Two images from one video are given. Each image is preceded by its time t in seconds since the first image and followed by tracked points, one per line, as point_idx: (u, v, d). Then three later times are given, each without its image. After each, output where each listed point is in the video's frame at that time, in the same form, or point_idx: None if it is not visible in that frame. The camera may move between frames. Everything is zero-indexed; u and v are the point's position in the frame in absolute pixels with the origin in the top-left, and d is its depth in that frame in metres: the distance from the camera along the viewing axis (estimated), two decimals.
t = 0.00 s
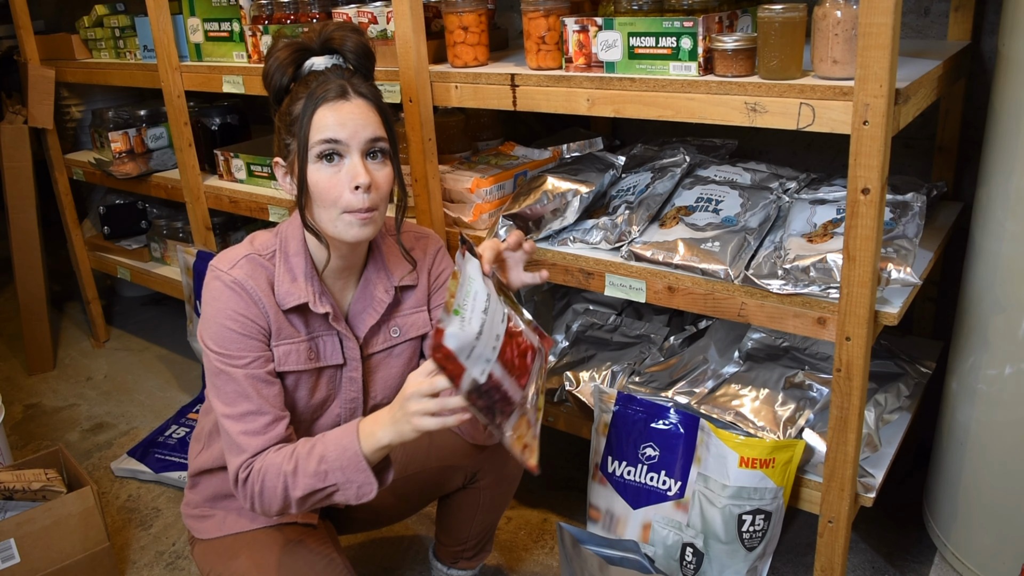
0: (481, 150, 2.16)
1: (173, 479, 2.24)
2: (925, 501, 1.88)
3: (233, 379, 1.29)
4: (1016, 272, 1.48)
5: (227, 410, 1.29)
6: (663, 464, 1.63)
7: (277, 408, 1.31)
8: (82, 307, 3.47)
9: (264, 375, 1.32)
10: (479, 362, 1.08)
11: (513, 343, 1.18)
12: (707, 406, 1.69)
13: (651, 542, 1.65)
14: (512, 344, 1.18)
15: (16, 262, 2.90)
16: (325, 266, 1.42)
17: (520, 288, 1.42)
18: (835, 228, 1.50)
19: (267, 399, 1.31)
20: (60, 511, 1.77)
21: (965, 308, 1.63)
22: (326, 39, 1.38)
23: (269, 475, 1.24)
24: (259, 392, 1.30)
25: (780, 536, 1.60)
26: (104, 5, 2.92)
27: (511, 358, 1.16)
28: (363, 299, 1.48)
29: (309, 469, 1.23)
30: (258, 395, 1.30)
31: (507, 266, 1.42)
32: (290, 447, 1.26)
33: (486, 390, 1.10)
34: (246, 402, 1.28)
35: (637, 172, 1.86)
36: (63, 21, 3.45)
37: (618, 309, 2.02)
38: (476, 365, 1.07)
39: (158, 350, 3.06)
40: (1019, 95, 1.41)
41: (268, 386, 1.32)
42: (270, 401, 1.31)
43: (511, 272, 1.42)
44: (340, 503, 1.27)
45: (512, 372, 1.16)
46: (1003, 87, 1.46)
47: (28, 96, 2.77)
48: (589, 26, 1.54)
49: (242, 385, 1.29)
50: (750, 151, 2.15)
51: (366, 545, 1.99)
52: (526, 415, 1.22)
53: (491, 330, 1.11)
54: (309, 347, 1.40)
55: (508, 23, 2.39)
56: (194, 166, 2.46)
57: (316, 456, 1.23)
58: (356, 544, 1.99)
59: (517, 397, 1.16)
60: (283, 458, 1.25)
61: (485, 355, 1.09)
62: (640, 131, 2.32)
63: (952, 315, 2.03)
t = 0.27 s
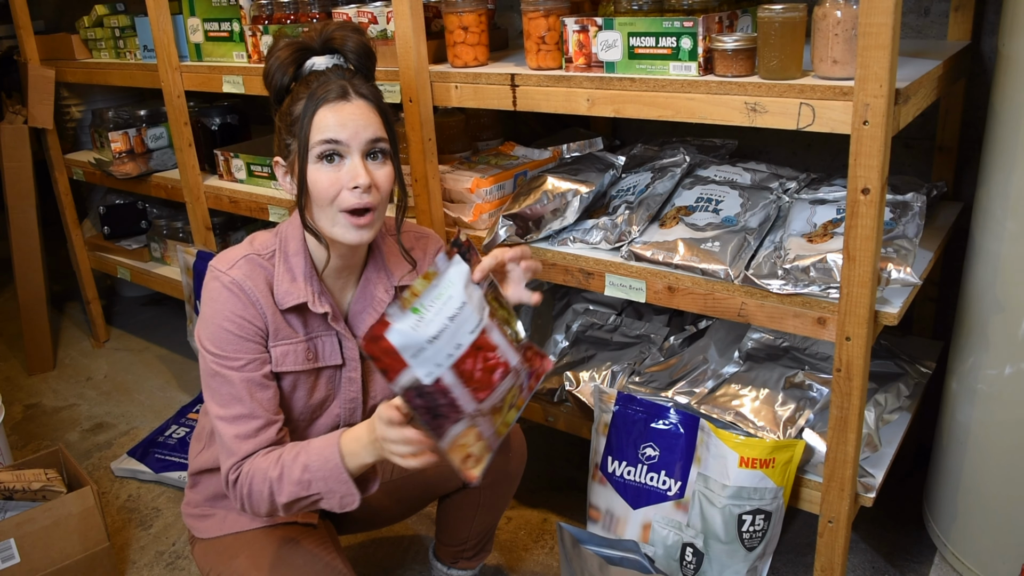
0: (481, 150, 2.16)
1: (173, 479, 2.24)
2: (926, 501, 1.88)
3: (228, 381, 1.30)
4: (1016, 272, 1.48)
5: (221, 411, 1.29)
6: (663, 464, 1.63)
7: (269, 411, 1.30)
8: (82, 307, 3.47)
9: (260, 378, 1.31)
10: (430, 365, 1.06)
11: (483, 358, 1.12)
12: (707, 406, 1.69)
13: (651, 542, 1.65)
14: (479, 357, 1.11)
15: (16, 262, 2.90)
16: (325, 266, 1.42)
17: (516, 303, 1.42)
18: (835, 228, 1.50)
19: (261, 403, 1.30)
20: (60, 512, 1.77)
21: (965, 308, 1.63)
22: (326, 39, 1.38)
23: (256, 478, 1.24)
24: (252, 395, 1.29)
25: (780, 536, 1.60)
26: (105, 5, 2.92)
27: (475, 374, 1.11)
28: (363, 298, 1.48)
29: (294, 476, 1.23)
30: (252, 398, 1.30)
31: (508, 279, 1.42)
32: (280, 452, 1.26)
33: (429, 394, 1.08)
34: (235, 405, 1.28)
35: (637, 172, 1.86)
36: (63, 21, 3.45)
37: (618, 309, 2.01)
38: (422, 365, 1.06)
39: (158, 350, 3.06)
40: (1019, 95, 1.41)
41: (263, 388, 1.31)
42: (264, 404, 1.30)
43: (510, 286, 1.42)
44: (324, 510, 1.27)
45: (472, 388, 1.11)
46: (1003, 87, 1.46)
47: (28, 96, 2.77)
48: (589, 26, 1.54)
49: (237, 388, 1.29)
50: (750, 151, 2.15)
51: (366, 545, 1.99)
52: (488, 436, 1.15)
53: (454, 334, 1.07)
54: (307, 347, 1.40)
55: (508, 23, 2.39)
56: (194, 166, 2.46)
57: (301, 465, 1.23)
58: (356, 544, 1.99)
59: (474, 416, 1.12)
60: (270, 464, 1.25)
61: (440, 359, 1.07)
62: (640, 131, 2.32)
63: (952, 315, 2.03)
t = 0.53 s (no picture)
0: (481, 150, 2.16)
1: (173, 479, 2.24)
2: (926, 501, 1.88)
3: (223, 383, 1.30)
4: (1016, 272, 1.48)
5: (215, 413, 1.30)
6: (663, 464, 1.63)
7: (260, 415, 1.31)
8: (82, 307, 3.47)
9: (254, 382, 1.31)
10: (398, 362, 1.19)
11: (456, 368, 1.24)
12: (707, 406, 1.69)
13: (651, 542, 1.65)
14: (455, 366, 1.24)
15: (16, 262, 2.90)
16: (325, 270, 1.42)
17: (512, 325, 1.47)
18: (835, 228, 1.50)
19: (253, 408, 1.31)
20: (59, 512, 1.77)
21: (965, 308, 1.63)
22: (327, 39, 1.38)
23: (243, 482, 1.26)
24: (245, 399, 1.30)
25: (780, 536, 1.60)
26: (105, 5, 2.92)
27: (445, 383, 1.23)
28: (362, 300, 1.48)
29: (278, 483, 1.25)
30: (245, 402, 1.30)
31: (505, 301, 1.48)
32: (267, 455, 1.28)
33: (395, 388, 1.20)
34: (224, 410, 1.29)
35: (637, 172, 1.86)
36: (63, 21, 3.45)
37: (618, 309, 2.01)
38: (390, 360, 1.18)
39: (158, 350, 3.06)
40: (1019, 95, 1.41)
41: (257, 392, 1.31)
42: (256, 409, 1.31)
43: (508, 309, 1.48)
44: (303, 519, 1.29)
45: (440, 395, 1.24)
46: (1003, 87, 1.46)
47: (28, 96, 2.77)
48: (589, 26, 1.54)
49: (231, 392, 1.30)
50: (750, 151, 2.15)
51: (366, 545, 1.99)
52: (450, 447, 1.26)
53: (426, 342, 1.20)
54: (304, 349, 1.40)
55: (508, 23, 2.39)
56: (194, 166, 2.46)
57: (282, 475, 1.24)
58: (356, 544, 1.99)
59: (441, 418, 1.19)
60: (256, 470, 1.26)
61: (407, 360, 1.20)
62: (640, 131, 2.32)
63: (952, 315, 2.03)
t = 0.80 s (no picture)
0: (481, 150, 2.16)
1: (173, 479, 2.24)
2: (926, 501, 1.88)
3: (220, 387, 1.30)
4: (1016, 272, 1.48)
5: (214, 416, 1.30)
6: (663, 464, 1.63)
7: (259, 417, 1.32)
8: (82, 307, 3.47)
9: (251, 385, 1.32)
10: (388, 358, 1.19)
11: (450, 366, 1.25)
12: (707, 406, 1.69)
13: (651, 542, 1.65)
14: (446, 365, 1.24)
15: (16, 262, 2.90)
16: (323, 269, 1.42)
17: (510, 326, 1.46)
18: (835, 228, 1.50)
19: (252, 410, 1.31)
20: (59, 512, 1.77)
21: (965, 308, 1.63)
22: (330, 36, 1.38)
23: (244, 481, 1.27)
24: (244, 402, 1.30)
25: (780, 536, 1.60)
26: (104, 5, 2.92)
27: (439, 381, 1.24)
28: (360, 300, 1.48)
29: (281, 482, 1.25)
30: (242, 405, 1.31)
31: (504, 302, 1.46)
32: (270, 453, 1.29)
33: (385, 382, 1.20)
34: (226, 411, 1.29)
35: (637, 172, 1.86)
36: (63, 21, 3.45)
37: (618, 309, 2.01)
38: (381, 355, 1.18)
39: (158, 350, 3.06)
40: (1019, 94, 1.41)
41: (255, 395, 1.32)
42: (254, 411, 1.31)
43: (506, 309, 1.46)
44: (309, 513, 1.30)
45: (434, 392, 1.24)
46: (1003, 87, 1.46)
47: (28, 96, 2.77)
48: (589, 26, 1.54)
49: (228, 396, 1.30)
50: (750, 151, 2.15)
51: (366, 544, 1.99)
52: (441, 442, 1.28)
53: (416, 339, 1.20)
54: (301, 351, 1.40)
55: (508, 23, 2.39)
56: (194, 166, 2.46)
57: (285, 472, 1.25)
58: (356, 544, 1.99)
59: (436, 411, 1.21)
60: (257, 469, 1.27)
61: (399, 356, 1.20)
62: (640, 131, 2.32)
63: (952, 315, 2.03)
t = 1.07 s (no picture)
0: (481, 150, 2.16)
1: (173, 479, 2.24)
2: (926, 501, 1.88)
3: (206, 396, 1.30)
4: (1016, 272, 1.48)
5: (196, 423, 1.30)
6: (663, 464, 1.63)
7: (237, 429, 1.31)
8: (82, 307, 3.47)
9: (234, 396, 1.31)
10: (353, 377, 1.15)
11: (412, 397, 1.18)
12: (707, 406, 1.69)
13: (651, 542, 1.65)
14: (408, 395, 1.18)
15: (16, 262, 2.90)
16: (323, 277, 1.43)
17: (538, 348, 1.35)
18: (835, 228, 1.50)
19: (231, 421, 1.31)
20: (59, 512, 1.77)
21: (965, 308, 1.63)
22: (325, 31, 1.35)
23: (213, 488, 1.25)
24: (226, 412, 1.30)
25: (780, 536, 1.60)
26: (104, 6, 2.92)
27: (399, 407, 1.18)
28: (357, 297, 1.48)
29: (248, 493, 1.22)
30: (223, 415, 1.30)
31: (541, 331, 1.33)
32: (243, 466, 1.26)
33: (346, 402, 1.16)
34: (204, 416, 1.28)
35: (637, 172, 1.86)
36: (63, 22, 3.45)
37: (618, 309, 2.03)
38: (344, 372, 1.15)
39: (158, 350, 3.06)
40: (1019, 94, 1.41)
41: (238, 405, 1.31)
42: (236, 421, 1.31)
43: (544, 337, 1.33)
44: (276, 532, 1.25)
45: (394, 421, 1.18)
46: (1003, 87, 1.46)
47: (28, 96, 2.77)
48: (589, 26, 1.54)
49: (210, 405, 1.29)
50: (750, 151, 2.15)
51: (366, 545, 1.98)
52: (395, 478, 1.21)
53: (383, 364, 1.16)
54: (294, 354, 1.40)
55: (508, 23, 2.39)
56: (194, 166, 2.46)
57: (252, 484, 1.22)
58: (356, 544, 1.99)
59: (389, 437, 1.16)
60: (226, 480, 1.25)
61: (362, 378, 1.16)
62: (640, 131, 2.32)
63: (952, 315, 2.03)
